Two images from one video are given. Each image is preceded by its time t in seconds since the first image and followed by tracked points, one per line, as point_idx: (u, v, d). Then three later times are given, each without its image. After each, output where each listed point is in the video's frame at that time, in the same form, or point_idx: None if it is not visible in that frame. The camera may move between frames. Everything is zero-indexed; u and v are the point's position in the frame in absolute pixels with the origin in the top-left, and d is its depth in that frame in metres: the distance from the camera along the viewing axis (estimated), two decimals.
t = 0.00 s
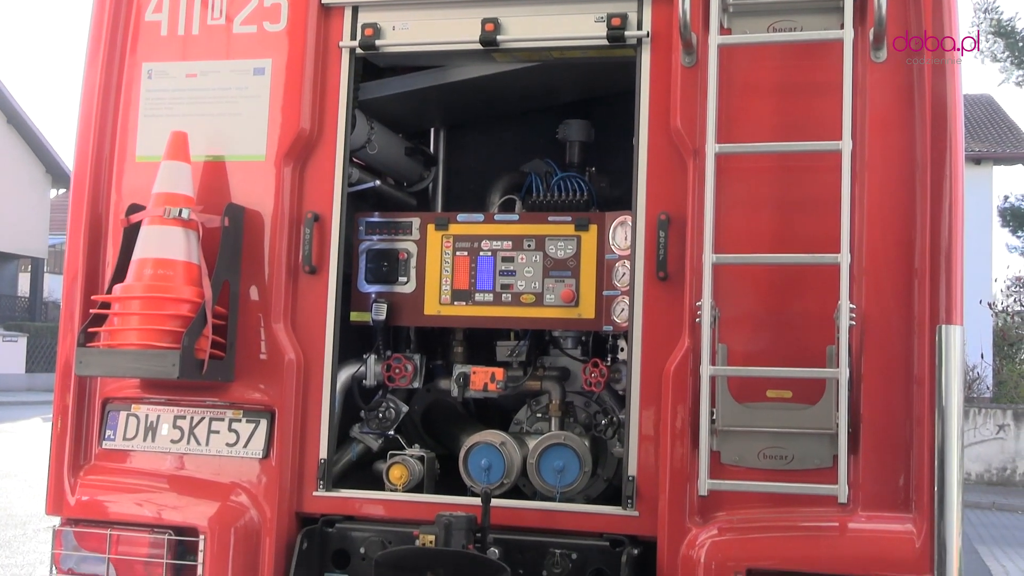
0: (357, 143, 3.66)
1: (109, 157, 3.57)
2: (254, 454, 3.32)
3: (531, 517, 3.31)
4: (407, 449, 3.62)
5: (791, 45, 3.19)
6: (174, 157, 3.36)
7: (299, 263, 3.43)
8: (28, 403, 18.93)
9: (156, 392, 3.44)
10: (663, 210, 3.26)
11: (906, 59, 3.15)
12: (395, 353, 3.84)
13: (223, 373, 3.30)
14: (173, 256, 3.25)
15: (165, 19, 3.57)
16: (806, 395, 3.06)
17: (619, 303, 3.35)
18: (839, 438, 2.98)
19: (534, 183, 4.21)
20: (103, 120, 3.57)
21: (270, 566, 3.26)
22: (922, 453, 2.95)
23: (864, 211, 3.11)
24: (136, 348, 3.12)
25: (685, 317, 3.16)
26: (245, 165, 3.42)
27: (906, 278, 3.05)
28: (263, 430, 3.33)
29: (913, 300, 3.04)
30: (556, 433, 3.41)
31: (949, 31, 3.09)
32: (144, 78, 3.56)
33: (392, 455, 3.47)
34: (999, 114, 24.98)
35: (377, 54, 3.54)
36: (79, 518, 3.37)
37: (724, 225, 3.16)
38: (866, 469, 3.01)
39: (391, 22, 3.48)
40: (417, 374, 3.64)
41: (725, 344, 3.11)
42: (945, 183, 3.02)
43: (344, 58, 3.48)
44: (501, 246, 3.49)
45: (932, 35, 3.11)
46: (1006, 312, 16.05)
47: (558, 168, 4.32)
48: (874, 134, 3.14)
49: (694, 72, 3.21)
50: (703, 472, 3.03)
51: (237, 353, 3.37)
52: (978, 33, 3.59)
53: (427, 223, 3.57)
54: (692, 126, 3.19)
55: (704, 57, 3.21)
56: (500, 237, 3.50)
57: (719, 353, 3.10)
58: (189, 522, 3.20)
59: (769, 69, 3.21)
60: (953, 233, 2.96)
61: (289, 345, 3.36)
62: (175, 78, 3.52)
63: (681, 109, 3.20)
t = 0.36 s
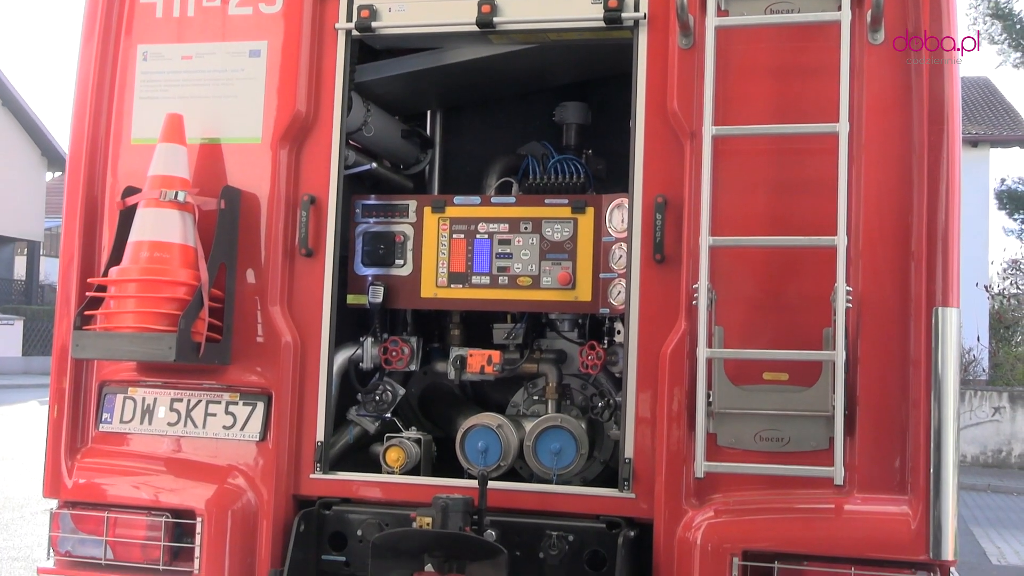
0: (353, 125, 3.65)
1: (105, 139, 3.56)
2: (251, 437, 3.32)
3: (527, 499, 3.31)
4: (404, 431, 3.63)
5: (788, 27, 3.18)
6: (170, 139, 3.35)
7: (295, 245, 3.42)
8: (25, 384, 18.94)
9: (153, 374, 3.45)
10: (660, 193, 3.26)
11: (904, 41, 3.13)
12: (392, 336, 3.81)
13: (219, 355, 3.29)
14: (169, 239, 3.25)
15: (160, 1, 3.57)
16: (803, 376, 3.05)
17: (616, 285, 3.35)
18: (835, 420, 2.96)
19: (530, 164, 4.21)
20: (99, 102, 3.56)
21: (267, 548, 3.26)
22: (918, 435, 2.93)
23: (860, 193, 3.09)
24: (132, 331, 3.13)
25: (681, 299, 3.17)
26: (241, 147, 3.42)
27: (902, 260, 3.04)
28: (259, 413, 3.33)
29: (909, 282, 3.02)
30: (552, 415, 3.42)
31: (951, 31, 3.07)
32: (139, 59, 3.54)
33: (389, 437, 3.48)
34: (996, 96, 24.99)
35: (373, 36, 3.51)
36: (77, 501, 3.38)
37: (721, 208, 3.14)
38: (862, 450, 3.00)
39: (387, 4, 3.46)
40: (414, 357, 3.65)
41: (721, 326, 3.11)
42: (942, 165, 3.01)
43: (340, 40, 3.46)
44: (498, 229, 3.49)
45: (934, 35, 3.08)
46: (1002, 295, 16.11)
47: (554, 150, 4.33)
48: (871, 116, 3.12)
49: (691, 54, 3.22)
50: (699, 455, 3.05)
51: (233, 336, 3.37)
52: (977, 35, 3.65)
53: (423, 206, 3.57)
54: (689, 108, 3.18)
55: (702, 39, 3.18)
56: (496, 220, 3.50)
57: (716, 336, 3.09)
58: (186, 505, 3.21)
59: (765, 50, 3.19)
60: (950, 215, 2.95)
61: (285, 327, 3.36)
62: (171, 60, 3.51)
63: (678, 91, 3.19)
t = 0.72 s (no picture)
0: (351, 107, 3.62)
1: (101, 123, 3.55)
2: (248, 420, 3.32)
3: (524, 482, 3.31)
4: (402, 415, 3.64)
5: (785, 9, 3.16)
6: (166, 123, 3.35)
7: (292, 228, 3.42)
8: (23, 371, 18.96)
9: (149, 358, 3.44)
10: (657, 176, 3.25)
11: (901, 24, 3.12)
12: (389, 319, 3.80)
13: (216, 339, 3.30)
14: (166, 223, 3.24)
15: None
16: (800, 359, 3.05)
17: (613, 269, 3.35)
18: (831, 403, 2.97)
19: (528, 147, 4.21)
20: (94, 86, 3.55)
21: (264, 531, 3.26)
22: (914, 418, 2.93)
23: (858, 175, 3.08)
24: (129, 314, 3.12)
25: (678, 284, 3.15)
26: (237, 131, 3.41)
27: (899, 243, 3.03)
28: (256, 397, 3.34)
29: (906, 265, 3.01)
30: (549, 399, 3.43)
31: (951, 31, 3.04)
32: (135, 43, 3.54)
33: (386, 421, 3.48)
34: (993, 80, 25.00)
35: (370, 19, 3.50)
36: (74, 484, 3.38)
37: (718, 191, 3.13)
38: (858, 433, 3.00)
39: None
40: (411, 341, 3.65)
41: (719, 309, 3.11)
42: (940, 148, 3.00)
43: (336, 23, 3.44)
44: (494, 213, 3.49)
45: (933, 35, 3.04)
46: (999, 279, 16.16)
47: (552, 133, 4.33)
48: (869, 99, 3.11)
49: (688, 36, 3.22)
50: (696, 438, 3.04)
51: (230, 320, 3.37)
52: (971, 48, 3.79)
53: (420, 188, 3.58)
54: (686, 91, 3.18)
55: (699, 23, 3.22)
56: (493, 203, 3.50)
57: (712, 318, 3.11)
58: (184, 489, 3.22)
59: (763, 33, 3.18)
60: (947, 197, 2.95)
61: (282, 310, 3.36)
62: (166, 43, 3.51)
63: (675, 74, 3.19)
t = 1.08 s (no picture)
0: (348, 91, 3.63)
1: (99, 107, 3.55)
2: (246, 404, 3.32)
3: (523, 465, 3.32)
4: (400, 398, 3.64)
5: None
6: (163, 106, 3.34)
7: (290, 212, 3.41)
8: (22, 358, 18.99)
9: (148, 342, 3.44)
10: (655, 159, 3.24)
11: (900, 7, 3.11)
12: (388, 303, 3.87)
13: (214, 323, 3.30)
14: (164, 206, 3.23)
15: None
16: (797, 343, 3.06)
17: (612, 252, 3.35)
18: (830, 385, 2.97)
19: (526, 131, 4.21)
20: (91, 69, 3.55)
21: (263, 514, 3.27)
22: (912, 402, 2.93)
23: (856, 158, 3.07)
24: (127, 299, 3.11)
25: (677, 267, 3.15)
26: (235, 114, 3.41)
27: (898, 226, 3.02)
28: (255, 380, 3.33)
29: (904, 249, 3.01)
30: (548, 382, 3.43)
31: (950, 31, 3.02)
32: (132, 26, 3.53)
33: (384, 404, 3.48)
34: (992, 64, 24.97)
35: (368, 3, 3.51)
36: (73, 468, 3.38)
37: (717, 174, 3.13)
38: (857, 416, 3.00)
39: None
40: (409, 325, 3.65)
41: (717, 293, 3.10)
42: (939, 130, 2.99)
43: (334, 7, 3.43)
44: (493, 196, 3.48)
45: (932, 35, 3.02)
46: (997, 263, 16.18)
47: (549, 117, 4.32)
48: (868, 81, 3.09)
49: (687, 19, 3.21)
50: (694, 422, 3.04)
51: (229, 304, 3.37)
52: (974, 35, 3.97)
53: (419, 172, 3.57)
54: (685, 74, 3.17)
55: (697, 6, 3.19)
56: (492, 187, 3.50)
57: (711, 301, 3.09)
58: (183, 473, 3.21)
59: (762, 16, 3.17)
60: (947, 180, 2.94)
61: (280, 293, 3.35)
62: (164, 26, 3.49)
63: (674, 57, 3.18)
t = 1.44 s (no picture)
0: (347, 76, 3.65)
1: (97, 92, 3.55)
2: (245, 390, 3.32)
3: (522, 450, 3.32)
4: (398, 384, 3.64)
5: None
6: (161, 91, 3.33)
7: (288, 197, 3.40)
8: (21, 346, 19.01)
9: (146, 328, 3.44)
10: (654, 145, 3.24)
11: None
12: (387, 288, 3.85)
13: (212, 309, 3.29)
14: (162, 192, 3.22)
15: None
16: (796, 329, 3.06)
17: (610, 238, 3.35)
18: (828, 371, 2.97)
19: (525, 117, 4.21)
20: (89, 55, 3.54)
21: (262, 500, 3.27)
22: (910, 388, 2.93)
23: (856, 143, 3.06)
24: (125, 285, 3.10)
25: (675, 253, 3.16)
26: (233, 100, 3.40)
27: (897, 212, 3.02)
28: (254, 366, 3.33)
29: (903, 235, 3.00)
30: (547, 367, 3.43)
31: (950, 31, 3.00)
32: (130, 12, 3.52)
33: (383, 390, 3.49)
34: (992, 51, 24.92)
35: None
36: (72, 454, 3.38)
37: (716, 159, 3.13)
38: (855, 402, 3.00)
39: None
40: (408, 310, 3.65)
41: (715, 280, 3.09)
42: (938, 116, 2.99)
43: None
44: (492, 181, 3.48)
45: (933, 35, 3.01)
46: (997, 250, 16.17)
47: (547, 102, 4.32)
48: (868, 66, 3.08)
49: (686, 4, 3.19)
50: (693, 407, 3.05)
51: (228, 289, 3.37)
52: (976, 35, 4.14)
53: (417, 158, 3.56)
54: (684, 59, 3.16)
55: None
56: (490, 172, 3.49)
57: (710, 288, 3.08)
58: (182, 458, 3.21)
59: (761, 1, 3.16)
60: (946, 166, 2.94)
61: (279, 279, 3.35)
62: (162, 12, 3.49)
63: (674, 42, 3.17)
